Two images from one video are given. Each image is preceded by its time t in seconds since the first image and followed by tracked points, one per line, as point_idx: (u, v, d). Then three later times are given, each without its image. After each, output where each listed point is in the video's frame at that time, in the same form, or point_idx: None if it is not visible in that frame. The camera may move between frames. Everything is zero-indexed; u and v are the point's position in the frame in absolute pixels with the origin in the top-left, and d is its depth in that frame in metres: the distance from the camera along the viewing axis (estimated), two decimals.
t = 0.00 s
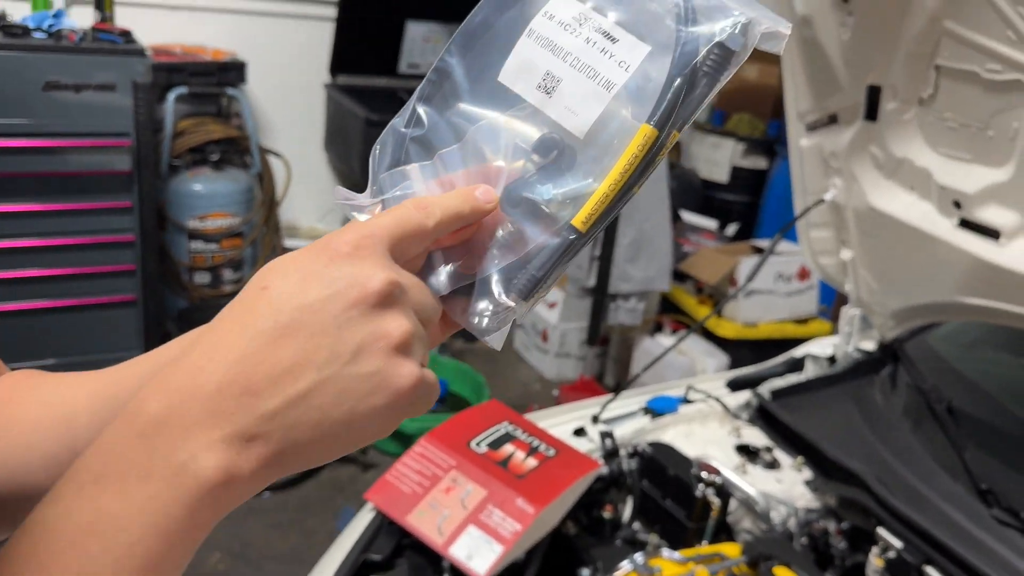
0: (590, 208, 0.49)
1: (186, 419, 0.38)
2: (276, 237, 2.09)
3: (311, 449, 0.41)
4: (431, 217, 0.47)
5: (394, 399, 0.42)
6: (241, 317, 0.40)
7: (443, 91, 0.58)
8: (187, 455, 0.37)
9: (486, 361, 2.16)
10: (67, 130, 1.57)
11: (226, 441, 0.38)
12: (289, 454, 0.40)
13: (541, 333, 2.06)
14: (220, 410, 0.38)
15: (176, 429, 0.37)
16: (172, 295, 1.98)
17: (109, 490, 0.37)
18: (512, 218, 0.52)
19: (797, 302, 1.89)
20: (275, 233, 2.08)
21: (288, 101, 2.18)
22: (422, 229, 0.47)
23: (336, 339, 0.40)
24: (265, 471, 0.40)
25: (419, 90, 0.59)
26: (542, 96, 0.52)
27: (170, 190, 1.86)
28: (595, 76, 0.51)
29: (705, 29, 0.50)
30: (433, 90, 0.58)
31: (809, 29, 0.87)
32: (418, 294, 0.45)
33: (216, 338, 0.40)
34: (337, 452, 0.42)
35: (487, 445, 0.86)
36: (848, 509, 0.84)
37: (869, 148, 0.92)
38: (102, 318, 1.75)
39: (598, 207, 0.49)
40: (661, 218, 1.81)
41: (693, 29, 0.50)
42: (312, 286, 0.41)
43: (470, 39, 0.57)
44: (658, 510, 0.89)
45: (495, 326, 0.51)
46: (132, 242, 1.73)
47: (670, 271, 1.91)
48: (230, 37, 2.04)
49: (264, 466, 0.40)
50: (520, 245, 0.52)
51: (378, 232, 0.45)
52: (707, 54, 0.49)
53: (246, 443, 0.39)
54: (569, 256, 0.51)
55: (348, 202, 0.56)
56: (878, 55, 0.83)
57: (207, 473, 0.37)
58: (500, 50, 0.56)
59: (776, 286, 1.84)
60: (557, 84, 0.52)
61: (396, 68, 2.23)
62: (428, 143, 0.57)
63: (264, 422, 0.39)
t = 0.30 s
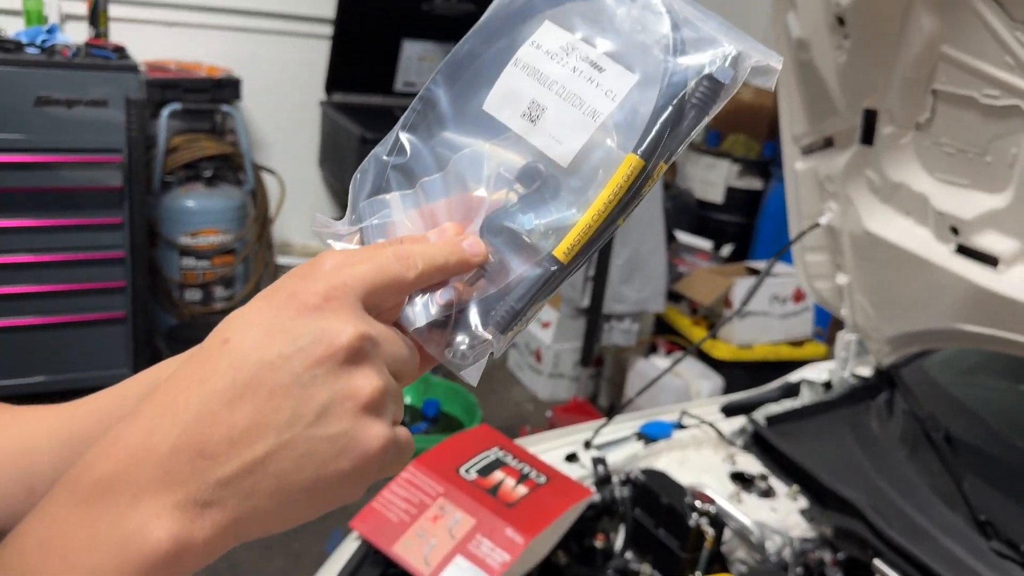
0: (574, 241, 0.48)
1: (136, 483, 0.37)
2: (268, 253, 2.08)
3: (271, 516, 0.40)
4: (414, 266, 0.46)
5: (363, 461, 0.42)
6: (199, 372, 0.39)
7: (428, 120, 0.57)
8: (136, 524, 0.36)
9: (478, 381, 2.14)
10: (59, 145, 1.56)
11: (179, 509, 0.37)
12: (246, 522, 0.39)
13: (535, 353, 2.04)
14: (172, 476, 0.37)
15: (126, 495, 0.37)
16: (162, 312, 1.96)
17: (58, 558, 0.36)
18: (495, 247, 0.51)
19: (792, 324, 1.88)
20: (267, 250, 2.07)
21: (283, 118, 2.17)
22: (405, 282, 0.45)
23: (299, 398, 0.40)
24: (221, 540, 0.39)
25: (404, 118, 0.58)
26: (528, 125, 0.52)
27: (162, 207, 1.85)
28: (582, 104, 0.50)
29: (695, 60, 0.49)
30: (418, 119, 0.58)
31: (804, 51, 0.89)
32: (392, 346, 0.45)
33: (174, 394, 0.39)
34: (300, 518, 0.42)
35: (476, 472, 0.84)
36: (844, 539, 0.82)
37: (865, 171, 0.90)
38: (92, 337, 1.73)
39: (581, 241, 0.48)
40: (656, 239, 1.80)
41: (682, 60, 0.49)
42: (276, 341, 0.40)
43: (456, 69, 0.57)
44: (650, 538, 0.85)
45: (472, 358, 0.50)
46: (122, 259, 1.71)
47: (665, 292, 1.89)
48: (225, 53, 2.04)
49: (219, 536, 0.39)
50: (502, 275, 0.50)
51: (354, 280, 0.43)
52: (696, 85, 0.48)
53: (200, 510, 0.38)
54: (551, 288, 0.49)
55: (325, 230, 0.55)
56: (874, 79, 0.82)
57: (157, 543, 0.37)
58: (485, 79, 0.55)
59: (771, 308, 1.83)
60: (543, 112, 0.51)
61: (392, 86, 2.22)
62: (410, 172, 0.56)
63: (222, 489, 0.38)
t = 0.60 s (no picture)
0: (559, 295, 0.47)
1: (146, 471, 0.37)
2: (264, 269, 2.06)
3: (288, 505, 0.40)
4: (432, 238, 0.47)
5: (387, 446, 0.41)
6: (213, 356, 0.40)
7: (411, 157, 0.58)
8: (145, 514, 0.37)
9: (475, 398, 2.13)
10: (55, 159, 1.55)
11: (189, 499, 0.37)
12: (264, 511, 0.40)
13: (531, 370, 2.03)
14: (180, 463, 0.37)
15: (135, 483, 0.37)
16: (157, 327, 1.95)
17: (60, 555, 0.36)
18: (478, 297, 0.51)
19: (791, 342, 1.87)
20: (263, 266, 2.06)
21: (279, 133, 2.16)
22: (423, 251, 0.46)
23: (316, 379, 0.40)
24: (235, 532, 0.39)
25: (387, 154, 0.58)
26: (513, 169, 0.51)
27: (156, 221, 1.84)
28: (568, 149, 0.49)
29: (689, 104, 0.48)
30: (400, 155, 0.58)
31: (803, 70, 0.89)
32: (415, 323, 0.45)
33: (187, 379, 0.40)
34: (320, 510, 0.42)
35: (470, 495, 0.83)
36: (844, 564, 0.80)
37: (865, 192, 0.89)
38: (85, 352, 1.71)
39: (564, 295, 0.47)
40: (653, 256, 1.79)
41: (676, 103, 0.48)
42: (291, 321, 0.41)
43: (441, 103, 0.57)
44: (647, 563, 0.85)
45: (452, 414, 0.52)
46: (116, 274, 1.70)
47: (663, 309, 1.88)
48: (222, 68, 2.03)
49: (236, 526, 0.39)
50: (484, 325, 0.51)
51: (370, 257, 0.44)
52: (690, 130, 0.47)
53: (213, 500, 0.38)
54: (534, 343, 0.49)
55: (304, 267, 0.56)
56: (873, 100, 0.81)
57: (165, 534, 0.37)
58: (471, 119, 0.55)
59: (769, 326, 1.82)
60: (529, 157, 0.51)
61: (389, 102, 2.21)
62: (393, 213, 0.57)
63: (235, 475, 0.38)
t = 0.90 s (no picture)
0: (551, 316, 0.47)
1: (158, 500, 0.36)
2: (262, 278, 2.05)
3: (303, 535, 0.39)
4: (452, 262, 0.45)
5: (404, 477, 0.41)
6: (228, 381, 0.39)
7: (403, 175, 0.57)
8: (157, 547, 0.36)
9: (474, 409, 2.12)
10: (54, 169, 1.55)
11: (202, 531, 0.37)
12: (278, 542, 0.39)
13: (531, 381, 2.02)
14: (195, 491, 0.37)
15: (146, 513, 0.36)
16: (155, 337, 1.94)
17: None
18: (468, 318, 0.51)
19: (791, 353, 1.86)
20: (261, 275, 2.05)
21: (278, 143, 2.16)
22: (443, 276, 0.45)
23: (334, 409, 0.39)
24: (248, 562, 0.38)
25: (380, 171, 0.58)
26: (507, 187, 0.51)
27: (154, 231, 1.83)
28: (562, 168, 0.49)
29: (686, 124, 0.48)
30: (393, 173, 0.58)
31: (804, 81, 0.89)
32: (433, 349, 0.44)
33: (200, 406, 0.39)
34: (334, 540, 0.41)
35: (469, 509, 0.82)
36: None
37: (866, 204, 0.89)
38: (83, 362, 1.70)
39: (554, 318, 0.47)
40: (653, 266, 1.78)
41: (673, 123, 0.48)
42: (309, 347, 0.40)
43: (435, 122, 0.57)
44: None
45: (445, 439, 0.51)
46: (114, 284, 1.69)
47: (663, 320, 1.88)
48: (222, 77, 2.03)
49: (248, 558, 0.38)
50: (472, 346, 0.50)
51: (389, 279, 0.44)
52: (687, 151, 0.47)
53: (227, 532, 0.37)
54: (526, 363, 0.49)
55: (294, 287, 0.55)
56: (874, 111, 0.81)
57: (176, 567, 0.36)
58: (465, 137, 0.54)
59: (769, 336, 1.81)
60: (522, 175, 0.50)
61: (388, 111, 2.22)
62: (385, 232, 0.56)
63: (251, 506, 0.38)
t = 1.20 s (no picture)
0: (561, 336, 0.46)
1: (159, 521, 0.36)
2: (263, 285, 2.05)
3: (304, 559, 0.39)
4: (454, 277, 0.45)
5: (404, 499, 0.40)
6: (229, 400, 0.39)
7: (416, 192, 0.57)
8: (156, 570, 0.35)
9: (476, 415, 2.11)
10: (55, 176, 1.55)
11: (203, 553, 0.36)
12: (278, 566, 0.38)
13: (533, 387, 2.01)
14: (197, 512, 0.36)
15: (147, 535, 0.36)
16: (155, 344, 1.93)
17: None
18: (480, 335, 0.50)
19: (794, 360, 1.85)
20: (262, 282, 2.04)
21: (279, 148, 2.16)
22: (445, 293, 0.45)
23: (336, 429, 0.39)
24: None
25: (392, 186, 0.58)
26: (520, 206, 0.50)
27: (155, 238, 1.83)
28: (575, 187, 0.49)
29: (702, 145, 0.47)
30: (406, 188, 0.57)
31: (807, 87, 0.88)
32: (434, 368, 0.44)
33: (201, 426, 0.38)
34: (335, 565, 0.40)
35: (471, 518, 0.82)
36: None
37: (869, 210, 0.89)
38: (83, 370, 1.69)
39: (565, 338, 0.46)
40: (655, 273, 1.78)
41: (688, 143, 0.47)
42: (310, 367, 0.39)
43: (449, 140, 0.57)
44: None
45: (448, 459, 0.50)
46: (114, 291, 1.68)
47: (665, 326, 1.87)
48: (223, 83, 2.03)
49: None
50: (483, 364, 0.50)
51: (390, 298, 0.43)
52: (703, 173, 0.46)
53: (227, 554, 0.36)
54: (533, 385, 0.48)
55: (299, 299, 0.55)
56: (878, 118, 0.81)
57: None
58: (478, 156, 0.54)
59: (772, 343, 1.80)
60: (536, 194, 0.50)
61: (389, 118, 2.20)
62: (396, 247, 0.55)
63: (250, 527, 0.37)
